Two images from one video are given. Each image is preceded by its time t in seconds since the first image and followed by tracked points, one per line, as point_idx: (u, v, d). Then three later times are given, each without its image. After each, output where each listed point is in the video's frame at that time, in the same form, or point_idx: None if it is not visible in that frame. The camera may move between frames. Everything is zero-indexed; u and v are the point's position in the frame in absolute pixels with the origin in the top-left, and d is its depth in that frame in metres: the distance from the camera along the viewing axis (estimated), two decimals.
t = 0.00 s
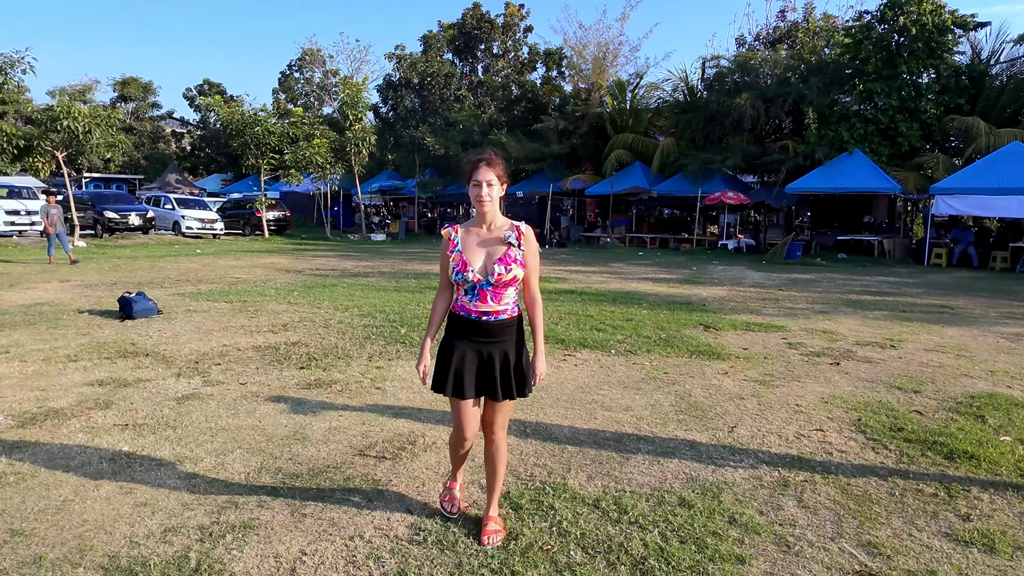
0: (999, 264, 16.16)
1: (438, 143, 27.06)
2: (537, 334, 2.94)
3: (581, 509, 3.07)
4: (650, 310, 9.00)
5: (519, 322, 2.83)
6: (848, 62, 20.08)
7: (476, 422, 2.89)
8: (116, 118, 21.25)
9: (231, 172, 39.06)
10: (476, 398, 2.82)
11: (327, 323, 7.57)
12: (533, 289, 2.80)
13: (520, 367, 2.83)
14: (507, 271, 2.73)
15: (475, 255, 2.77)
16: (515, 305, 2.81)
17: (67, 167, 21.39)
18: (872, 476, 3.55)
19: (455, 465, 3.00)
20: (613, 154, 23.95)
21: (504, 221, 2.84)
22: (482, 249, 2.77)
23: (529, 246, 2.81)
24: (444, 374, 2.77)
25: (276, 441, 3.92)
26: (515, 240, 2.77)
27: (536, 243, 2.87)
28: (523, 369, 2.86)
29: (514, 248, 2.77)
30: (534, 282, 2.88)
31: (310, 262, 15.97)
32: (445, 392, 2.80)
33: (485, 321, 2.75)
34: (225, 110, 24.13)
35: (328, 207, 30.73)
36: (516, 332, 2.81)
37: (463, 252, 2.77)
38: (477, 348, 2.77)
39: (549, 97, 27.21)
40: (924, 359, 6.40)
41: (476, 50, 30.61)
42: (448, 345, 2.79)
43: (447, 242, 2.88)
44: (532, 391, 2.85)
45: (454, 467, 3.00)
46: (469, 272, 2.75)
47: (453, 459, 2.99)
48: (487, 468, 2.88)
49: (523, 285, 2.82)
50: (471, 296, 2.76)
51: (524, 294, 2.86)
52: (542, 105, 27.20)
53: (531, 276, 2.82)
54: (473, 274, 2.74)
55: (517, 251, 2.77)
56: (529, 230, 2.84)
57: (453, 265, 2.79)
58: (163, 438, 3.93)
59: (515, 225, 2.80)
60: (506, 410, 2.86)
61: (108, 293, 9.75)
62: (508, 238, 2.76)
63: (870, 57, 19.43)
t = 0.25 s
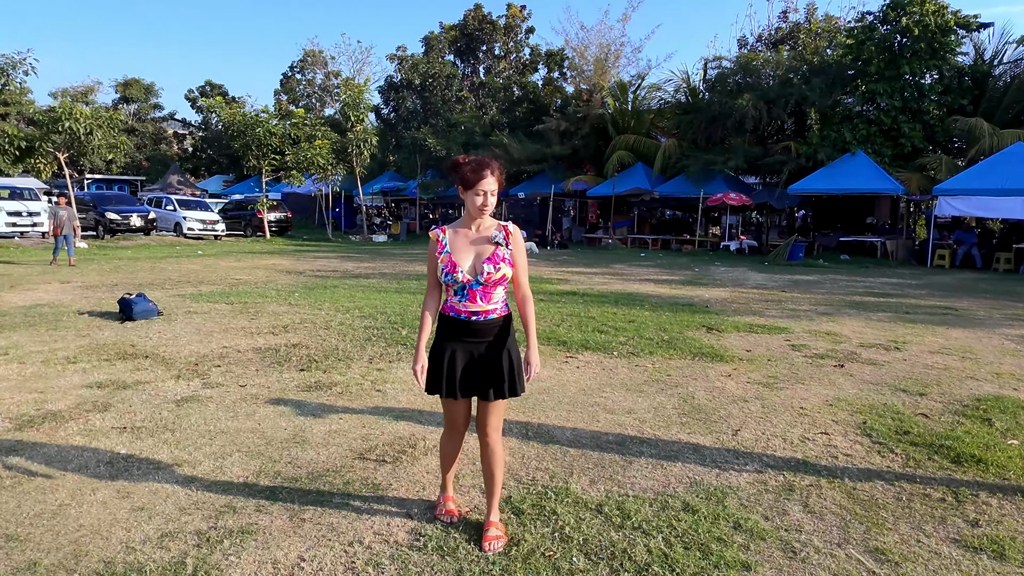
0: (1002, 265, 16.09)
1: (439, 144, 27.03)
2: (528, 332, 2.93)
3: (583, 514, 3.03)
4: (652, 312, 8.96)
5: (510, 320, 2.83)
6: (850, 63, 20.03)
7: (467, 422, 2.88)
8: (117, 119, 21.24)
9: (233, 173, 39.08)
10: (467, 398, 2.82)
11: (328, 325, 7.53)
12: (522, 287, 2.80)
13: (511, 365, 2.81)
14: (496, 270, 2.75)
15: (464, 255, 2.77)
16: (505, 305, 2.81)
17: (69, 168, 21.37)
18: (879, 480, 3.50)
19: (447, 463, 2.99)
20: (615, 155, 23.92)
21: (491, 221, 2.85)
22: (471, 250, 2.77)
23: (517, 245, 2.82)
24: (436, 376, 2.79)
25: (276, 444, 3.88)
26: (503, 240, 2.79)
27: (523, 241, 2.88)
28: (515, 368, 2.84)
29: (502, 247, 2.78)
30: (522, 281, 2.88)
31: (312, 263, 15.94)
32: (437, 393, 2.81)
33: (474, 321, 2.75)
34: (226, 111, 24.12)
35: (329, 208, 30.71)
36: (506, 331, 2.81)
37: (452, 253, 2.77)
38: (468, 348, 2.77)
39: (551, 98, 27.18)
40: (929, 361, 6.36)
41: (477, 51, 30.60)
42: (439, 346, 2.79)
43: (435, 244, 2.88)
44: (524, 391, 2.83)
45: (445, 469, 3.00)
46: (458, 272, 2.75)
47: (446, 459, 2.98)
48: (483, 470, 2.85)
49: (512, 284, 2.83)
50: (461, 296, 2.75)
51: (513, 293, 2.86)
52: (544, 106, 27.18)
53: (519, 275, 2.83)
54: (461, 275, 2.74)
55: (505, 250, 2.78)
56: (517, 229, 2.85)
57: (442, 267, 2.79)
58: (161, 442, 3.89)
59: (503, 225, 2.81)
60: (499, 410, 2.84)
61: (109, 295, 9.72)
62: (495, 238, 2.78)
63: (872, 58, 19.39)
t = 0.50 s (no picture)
0: (1005, 266, 16.04)
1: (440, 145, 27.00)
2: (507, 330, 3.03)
3: (584, 519, 2.98)
4: (654, 313, 8.91)
5: (493, 322, 2.90)
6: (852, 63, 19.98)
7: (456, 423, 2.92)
8: (118, 120, 21.21)
9: (234, 174, 39.07)
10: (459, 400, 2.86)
11: (328, 326, 7.49)
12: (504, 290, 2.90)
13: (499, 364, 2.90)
14: (485, 276, 2.82)
15: (452, 261, 2.79)
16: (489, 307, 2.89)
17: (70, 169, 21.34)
18: (883, 485, 3.46)
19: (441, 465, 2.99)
20: (616, 156, 23.89)
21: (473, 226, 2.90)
22: (457, 256, 2.80)
23: (498, 249, 2.92)
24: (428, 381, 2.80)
25: (273, 448, 3.83)
26: (486, 245, 2.86)
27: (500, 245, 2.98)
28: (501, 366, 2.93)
29: (487, 252, 2.85)
30: (500, 283, 2.97)
31: (312, 264, 15.91)
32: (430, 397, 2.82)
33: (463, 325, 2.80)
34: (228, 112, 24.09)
35: (330, 209, 30.67)
36: (493, 332, 2.89)
37: (440, 260, 2.78)
38: (458, 351, 2.81)
39: (552, 99, 27.14)
40: (933, 363, 6.30)
41: (478, 51, 30.58)
42: (428, 351, 2.80)
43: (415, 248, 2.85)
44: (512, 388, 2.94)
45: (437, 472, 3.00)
46: (449, 280, 2.77)
47: (439, 461, 2.98)
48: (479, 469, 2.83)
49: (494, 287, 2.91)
50: (449, 301, 2.79)
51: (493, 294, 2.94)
52: (545, 107, 27.15)
53: (501, 278, 2.93)
54: (451, 281, 2.77)
55: (489, 256, 2.86)
56: (495, 234, 2.94)
57: (430, 274, 2.79)
58: (157, 445, 3.85)
59: (485, 230, 2.88)
60: (488, 409, 2.87)
61: (109, 296, 9.68)
62: (481, 243, 2.84)
63: (874, 59, 19.33)
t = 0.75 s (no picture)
0: (1008, 267, 15.96)
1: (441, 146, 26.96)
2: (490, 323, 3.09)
3: (584, 526, 2.93)
4: (656, 315, 8.85)
5: (486, 317, 2.93)
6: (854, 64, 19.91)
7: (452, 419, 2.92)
8: (120, 121, 21.17)
9: (235, 175, 39.08)
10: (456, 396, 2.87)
11: (327, 328, 7.44)
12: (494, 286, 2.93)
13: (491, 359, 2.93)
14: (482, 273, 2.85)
15: (450, 260, 2.78)
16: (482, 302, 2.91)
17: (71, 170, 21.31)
18: (889, 491, 3.40)
19: (438, 466, 2.96)
20: (618, 157, 23.83)
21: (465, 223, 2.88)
22: (455, 254, 2.79)
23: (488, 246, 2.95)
24: (426, 381, 2.79)
25: (270, 452, 3.79)
26: (480, 242, 2.88)
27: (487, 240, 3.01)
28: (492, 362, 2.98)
29: (481, 249, 2.87)
30: (486, 278, 3.01)
31: (312, 265, 15.87)
32: (430, 395, 2.81)
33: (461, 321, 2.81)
34: (229, 113, 24.05)
35: (331, 210, 30.62)
36: (486, 329, 2.92)
37: (440, 259, 2.76)
38: (454, 349, 2.81)
39: (553, 100, 27.09)
40: (938, 366, 6.24)
41: (480, 53, 30.54)
42: (425, 349, 2.78)
43: (409, 246, 2.79)
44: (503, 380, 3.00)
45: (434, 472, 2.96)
46: (449, 280, 2.77)
47: (436, 462, 2.95)
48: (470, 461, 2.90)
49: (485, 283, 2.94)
50: (446, 299, 2.78)
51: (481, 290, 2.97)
52: (546, 107, 27.10)
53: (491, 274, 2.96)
54: (451, 281, 2.77)
55: (483, 253, 2.88)
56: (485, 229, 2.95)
57: (431, 274, 2.75)
58: (152, 449, 3.80)
59: (478, 227, 2.88)
60: (485, 404, 2.90)
61: (108, 297, 9.64)
62: (475, 241, 2.85)
63: (877, 59, 19.26)
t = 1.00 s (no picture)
0: (1011, 268, 15.91)
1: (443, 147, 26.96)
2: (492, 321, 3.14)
3: (585, 530, 2.90)
4: (657, 316, 8.83)
5: (488, 317, 2.94)
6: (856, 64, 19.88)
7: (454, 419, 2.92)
8: (121, 122, 21.17)
9: (237, 176, 39.11)
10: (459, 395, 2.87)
11: (328, 329, 7.43)
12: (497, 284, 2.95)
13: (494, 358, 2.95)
14: (485, 272, 2.86)
15: (453, 259, 2.78)
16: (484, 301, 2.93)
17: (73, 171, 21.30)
18: (893, 494, 3.37)
19: (439, 468, 2.93)
20: (619, 158, 23.81)
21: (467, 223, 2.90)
22: (459, 253, 2.80)
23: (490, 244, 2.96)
24: (430, 379, 2.78)
25: (269, 455, 3.77)
26: (483, 241, 2.88)
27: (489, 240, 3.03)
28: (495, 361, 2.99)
29: (484, 248, 2.88)
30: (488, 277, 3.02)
31: (313, 266, 15.85)
32: (434, 394, 2.80)
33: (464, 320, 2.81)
34: (230, 114, 24.05)
35: (332, 210, 30.63)
36: (489, 328, 2.92)
37: (443, 257, 2.76)
38: (457, 347, 2.82)
39: (554, 101, 27.07)
40: (941, 368, 6.20)
41: (481, 53, 30.53)
42: (428, 348, 2.78)
43: (412, 246, 2.79)
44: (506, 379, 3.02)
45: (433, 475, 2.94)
46: (453, 278, 2.77)
47: (437, 464, 2.92)
48: (474, 448, 3.05)
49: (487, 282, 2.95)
50: (449, 298, 2.78)
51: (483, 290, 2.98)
52: (548, 108, 27.10)
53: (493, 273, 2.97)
54: (455, 279, 2.77)
55: (486, 251, 2.89)
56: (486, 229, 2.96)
57: (434, 272, 2.76)
58: (151, 452, 3.78)
59: (480, 226, 2.88)
60: (487, 400, 2.97)
61: (108, 298, 9.63)
62: (478, 240, 2.86)
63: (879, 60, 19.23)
